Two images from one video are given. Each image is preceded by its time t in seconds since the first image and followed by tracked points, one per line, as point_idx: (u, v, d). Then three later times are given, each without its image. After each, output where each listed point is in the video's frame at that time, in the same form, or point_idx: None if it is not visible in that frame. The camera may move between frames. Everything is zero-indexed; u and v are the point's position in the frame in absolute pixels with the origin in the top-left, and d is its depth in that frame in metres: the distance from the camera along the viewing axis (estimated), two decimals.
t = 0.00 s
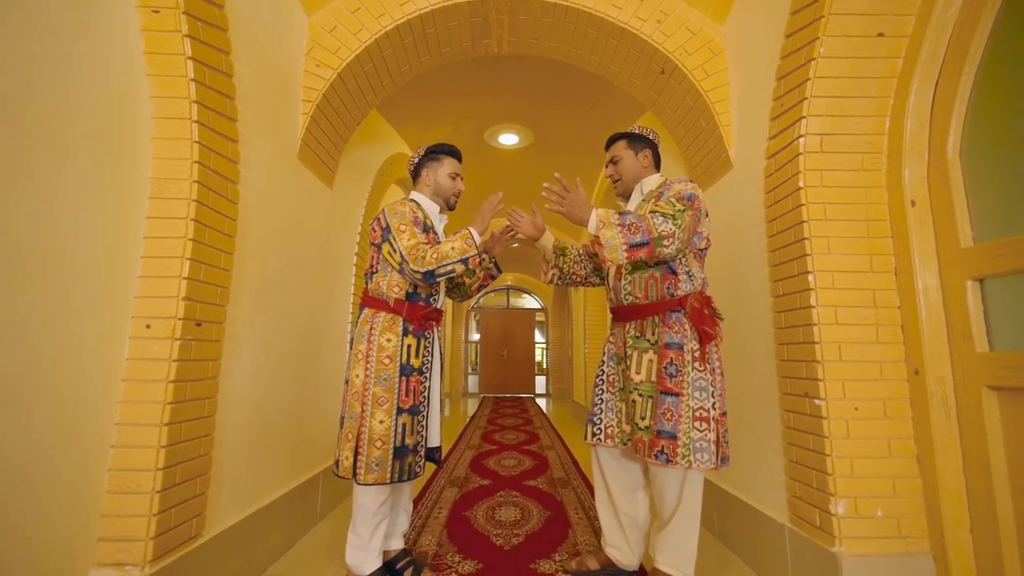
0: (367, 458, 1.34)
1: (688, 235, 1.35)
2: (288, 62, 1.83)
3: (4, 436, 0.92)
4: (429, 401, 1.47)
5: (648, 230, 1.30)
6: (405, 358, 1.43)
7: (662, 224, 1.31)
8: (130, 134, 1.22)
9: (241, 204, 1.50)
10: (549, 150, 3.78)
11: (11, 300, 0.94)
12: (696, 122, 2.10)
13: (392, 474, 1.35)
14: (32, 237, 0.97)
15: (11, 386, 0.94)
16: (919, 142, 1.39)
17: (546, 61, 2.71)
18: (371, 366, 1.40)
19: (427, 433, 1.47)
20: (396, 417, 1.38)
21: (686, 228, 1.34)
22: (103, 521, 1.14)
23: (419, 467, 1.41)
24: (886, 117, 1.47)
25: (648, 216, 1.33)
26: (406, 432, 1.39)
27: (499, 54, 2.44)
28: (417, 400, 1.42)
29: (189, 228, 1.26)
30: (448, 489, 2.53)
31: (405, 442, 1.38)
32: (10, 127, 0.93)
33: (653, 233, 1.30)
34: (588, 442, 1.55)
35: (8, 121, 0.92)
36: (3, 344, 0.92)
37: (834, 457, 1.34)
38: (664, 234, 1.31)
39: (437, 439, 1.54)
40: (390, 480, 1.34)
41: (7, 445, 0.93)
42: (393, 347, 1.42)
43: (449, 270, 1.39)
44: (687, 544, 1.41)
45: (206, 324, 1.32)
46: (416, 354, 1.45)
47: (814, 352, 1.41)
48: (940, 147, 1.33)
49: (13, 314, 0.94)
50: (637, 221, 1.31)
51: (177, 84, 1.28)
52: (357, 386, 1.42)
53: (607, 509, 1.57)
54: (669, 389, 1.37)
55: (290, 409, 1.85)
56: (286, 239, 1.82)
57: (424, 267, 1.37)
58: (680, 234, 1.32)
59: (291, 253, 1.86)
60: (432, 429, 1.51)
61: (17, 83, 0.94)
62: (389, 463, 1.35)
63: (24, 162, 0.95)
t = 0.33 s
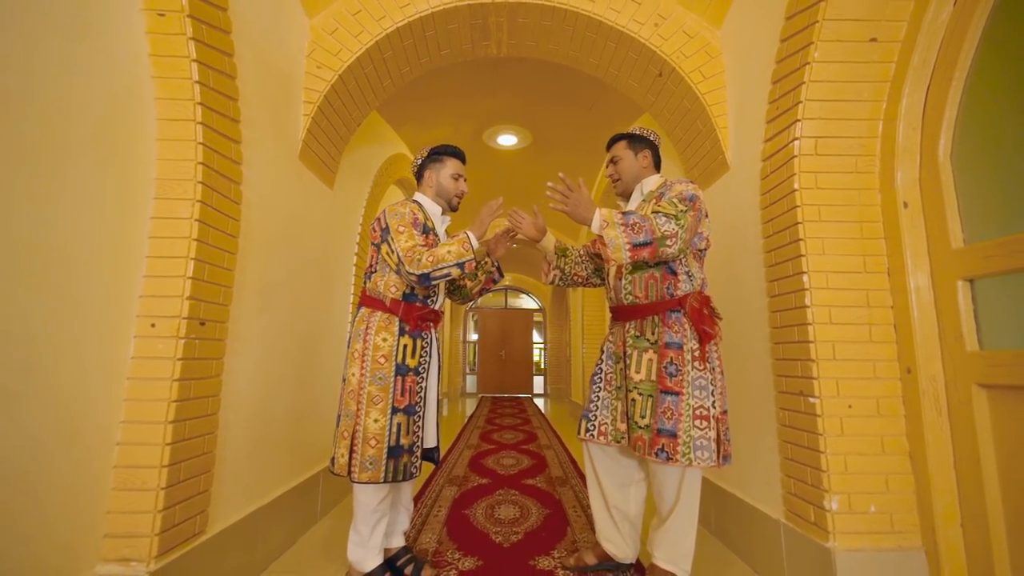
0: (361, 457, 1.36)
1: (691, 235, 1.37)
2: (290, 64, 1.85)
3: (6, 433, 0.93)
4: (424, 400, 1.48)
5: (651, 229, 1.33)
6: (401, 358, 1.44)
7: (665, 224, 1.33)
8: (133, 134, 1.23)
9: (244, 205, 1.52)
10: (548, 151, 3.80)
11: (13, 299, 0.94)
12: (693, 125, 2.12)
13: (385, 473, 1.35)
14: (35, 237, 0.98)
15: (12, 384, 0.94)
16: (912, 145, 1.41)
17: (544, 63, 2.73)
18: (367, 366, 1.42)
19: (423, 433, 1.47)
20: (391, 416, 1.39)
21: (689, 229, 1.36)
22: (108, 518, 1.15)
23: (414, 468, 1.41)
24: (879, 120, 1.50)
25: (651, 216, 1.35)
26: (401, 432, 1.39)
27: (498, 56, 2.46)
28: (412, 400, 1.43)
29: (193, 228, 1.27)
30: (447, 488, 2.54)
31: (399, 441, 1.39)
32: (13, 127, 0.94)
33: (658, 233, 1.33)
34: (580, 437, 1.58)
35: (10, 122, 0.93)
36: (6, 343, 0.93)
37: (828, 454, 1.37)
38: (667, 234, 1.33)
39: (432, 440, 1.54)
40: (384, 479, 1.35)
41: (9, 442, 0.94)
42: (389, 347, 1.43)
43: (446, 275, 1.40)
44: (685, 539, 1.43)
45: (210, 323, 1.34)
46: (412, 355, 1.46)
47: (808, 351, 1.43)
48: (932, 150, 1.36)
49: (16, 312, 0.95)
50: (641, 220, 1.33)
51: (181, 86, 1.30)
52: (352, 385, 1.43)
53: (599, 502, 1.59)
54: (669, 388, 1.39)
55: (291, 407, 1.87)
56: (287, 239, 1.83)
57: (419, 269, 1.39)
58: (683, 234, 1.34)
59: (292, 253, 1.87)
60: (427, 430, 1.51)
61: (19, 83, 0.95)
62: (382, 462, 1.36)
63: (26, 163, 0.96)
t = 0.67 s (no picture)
0: (352, 456, 1.37)
1: (689, 238, 1.38)
2: (291, 64, 1.85)
3: (6, 433, 0.93)
4: (417, 400, 1.44)
5: (649, 233, 1.34)
6: (387, 357, 1.43)
7: (663, 227, 1.34)
8: (134, 133, 1.23)
9: (245, 205, 1.52)
10: (548, 152, 3.81)
11: (14, 298, 0.95)
12: (692, 126, 2.14)
13: (375, 473, 1.36)
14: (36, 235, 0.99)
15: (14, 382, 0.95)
16: (909, 146, 1.43)
17: (544, 64, 2.74)
18: (354, 365, 1.44)
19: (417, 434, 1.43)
20: (378, 415, 1.39)
21: (687, 231, 1.37)
22: (112, 516, 1.16)
23: (404, 469, 1.37)
24: (877, 122, 1.51)
25: (649, 219, 1.36)
26: (389, 431, 1.38)
27: (498, 57, 2.46)
28: (401, 399, 1.41)
29: (196, 228, 1.28)
30: (447, 487, 2.55)
31: (388, 441, 1.38)
32: (14, 125, 0.94)
33: (654, 236, 1.34)
34: (586, 439, 1.58)
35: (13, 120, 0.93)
36: (8, 342, 0.93)
37: (826, 452, 1.38)
38: (664, 238, 1.34)
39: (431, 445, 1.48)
40: (373, 479, 1.35)
41: (8, 443, 0.94)
42: (374, 346, 1.43)
43: (407, 282, 1.40)
44: (685, 538, 1.44)
45: (213, 323, 1.34)
46: (399, 353, 1.44)
47: (807, 350, 1.44)
48: (929, 152, 1.37)
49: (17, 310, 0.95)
50: (639, 224, 1.34)
51: (184, 87, 1.30)
52: (343, 385, 1.45)
53: (608, 512, 1.60)
54: (666, 387, 1.40)
55: (292, 407, 1.87)
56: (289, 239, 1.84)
57: (382, 272, 1.40)
58: (680, 237, 1.35)
59: (293, 253, 1.88)
60: (424, 433, 1.45)
61: (21, 82, 0.95)
62: (371, 462, 1.36)
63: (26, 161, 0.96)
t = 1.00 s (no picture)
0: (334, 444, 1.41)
1: (692, 236, 1.38)
2: (287, 62, 1.84)
3: (3, 431, 0.93)
4: (390, 393, 1.41)
5: (654, 227, 1.33)
6: (362, 348, 1.42)
7: (668, 224, 1.33)
8: (130, 132, 1.22)
9: (241, 204, 1.51)
10: (545, 152, 3.80)
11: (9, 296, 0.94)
12: (690, 125, 2.13)
13: (347, 463, 1.36)
14: (34, 232, 0.98)
15: (11, 380, 0.94)
16: (908, 146, 1.42)
17: (543, 63, 2.73)
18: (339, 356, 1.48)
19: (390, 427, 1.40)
20: (351, 406, 1.38)
21: (690, 230, 1.36)
22: (106, 518, 1.15)
23: (374, 462, 1.36)
24: (876, 121, 1.51)
25: (654, 214, 1.36)
26: (361, 421, 1.38)
27: (496, 56, 2.45)
28: (373, 390, 1.39)
29: (190, 227, 1.27)
30: (444, 487, 2.55)
31: (359, 431, 1.37)
32: (10, 123, 0.93)
33: (659, 230, 1.33)
34: (582, 437, 1.57)
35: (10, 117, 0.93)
36: (5, 340, 0.93)
37: (824, 453, 1.37)
38: (668, 234, 1.33)
39: (407, 445, 1.42)
40: (345, 468, 1.36)
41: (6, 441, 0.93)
42: (350, 339, 1.45)
43: (337, 275, 1.43)
44: (683, 538, 1.43)
45: (208, 323, 1.33)
46: (373, 345, 1.42)
47: (805, 351, 1.44)
48: (928, 151, 1.37)
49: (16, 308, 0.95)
50: (644, 217, 1.33)
51: (179, 85, 1.29)
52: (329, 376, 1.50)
53: (607, 515, 1.60)
54: (657, 385, 1.40)
55: (289, 407, 1.86)
56: (285, 239, 1.83)
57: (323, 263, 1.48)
58: (684, 234, 1.34)
59: (289, 252, 1.87)
60: (400, 427, 1.42)
61: (18, 80, 0.94)
62: (344, 451, 1.36)
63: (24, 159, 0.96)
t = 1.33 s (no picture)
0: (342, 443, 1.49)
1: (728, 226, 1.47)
2: (287, 60, 1.84)
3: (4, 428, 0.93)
4: (381, 396, 1.42)
5: (708, 207, 1.38)
6: (358, 351, 1.47)
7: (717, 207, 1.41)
8: (131, 129, 1.23)
9: (242, 201, 1.52)
10: (544, 151, 3.81)
11: (12, 291, 0.95)
12: (688, 124, 2.14)
13: (349, 464, 1.40)
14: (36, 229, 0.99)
15: (11, 377, 0.94)
16: (903, 144, 1.44)
17: (542, 63, 2.74)
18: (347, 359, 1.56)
19: (379, 428, 1.41)
20: (347, 407, 1.43)
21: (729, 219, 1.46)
22: (108, 513, 1.15)
23: (366, 463, 1.39)
24: (872, 120, 1.52)
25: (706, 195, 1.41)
26: (356, 422, 1.41)
27: (495, 55, 2.46)
28: (365, 391, 1.42)
29: (191, 224, 1.27)
30: (444, 485, 2.56)
31: (355, 432, 1.40)
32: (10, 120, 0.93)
33: (713, 211, 1.38)
34: (587, 436, 1.57)
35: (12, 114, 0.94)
36: (10, 335, 0.94)
37: (821, 448, 1.39)
38: (718, 215, 1.40)
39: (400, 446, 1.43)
40: (347, 469, 1.40)
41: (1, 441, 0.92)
42: (350, 342, 1.51)
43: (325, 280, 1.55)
44: (680, 533, 1.47)
45: (208, 319, 1.34)
46: (368, 347, 1.46)
47: (802, 347, 1.45)
48: (923, 149, 1.38)
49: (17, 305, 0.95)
50: (701, 195, 1.37)
51: (179, 83, 1.30)
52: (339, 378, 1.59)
53: (608, 512, 1.60)
54: (669, 380, 1.41)
55: (289, 405, 1.87)
56: (285, 237, 1.84)
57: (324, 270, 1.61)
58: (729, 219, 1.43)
59: (289, 250, 1.87)
60: (391, 429, 1.43)
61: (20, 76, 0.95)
62: (347, 452, 1.41)
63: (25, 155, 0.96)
